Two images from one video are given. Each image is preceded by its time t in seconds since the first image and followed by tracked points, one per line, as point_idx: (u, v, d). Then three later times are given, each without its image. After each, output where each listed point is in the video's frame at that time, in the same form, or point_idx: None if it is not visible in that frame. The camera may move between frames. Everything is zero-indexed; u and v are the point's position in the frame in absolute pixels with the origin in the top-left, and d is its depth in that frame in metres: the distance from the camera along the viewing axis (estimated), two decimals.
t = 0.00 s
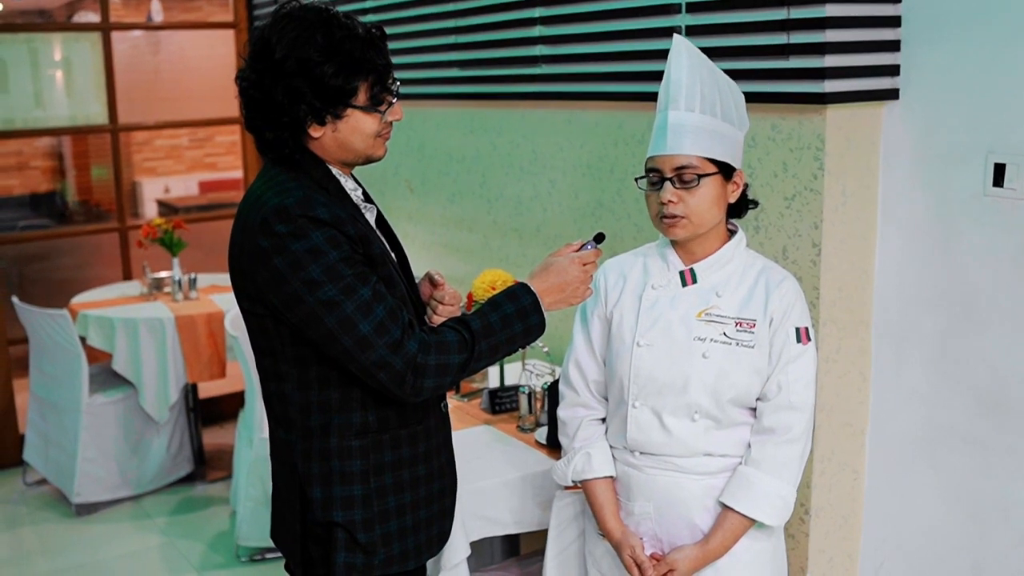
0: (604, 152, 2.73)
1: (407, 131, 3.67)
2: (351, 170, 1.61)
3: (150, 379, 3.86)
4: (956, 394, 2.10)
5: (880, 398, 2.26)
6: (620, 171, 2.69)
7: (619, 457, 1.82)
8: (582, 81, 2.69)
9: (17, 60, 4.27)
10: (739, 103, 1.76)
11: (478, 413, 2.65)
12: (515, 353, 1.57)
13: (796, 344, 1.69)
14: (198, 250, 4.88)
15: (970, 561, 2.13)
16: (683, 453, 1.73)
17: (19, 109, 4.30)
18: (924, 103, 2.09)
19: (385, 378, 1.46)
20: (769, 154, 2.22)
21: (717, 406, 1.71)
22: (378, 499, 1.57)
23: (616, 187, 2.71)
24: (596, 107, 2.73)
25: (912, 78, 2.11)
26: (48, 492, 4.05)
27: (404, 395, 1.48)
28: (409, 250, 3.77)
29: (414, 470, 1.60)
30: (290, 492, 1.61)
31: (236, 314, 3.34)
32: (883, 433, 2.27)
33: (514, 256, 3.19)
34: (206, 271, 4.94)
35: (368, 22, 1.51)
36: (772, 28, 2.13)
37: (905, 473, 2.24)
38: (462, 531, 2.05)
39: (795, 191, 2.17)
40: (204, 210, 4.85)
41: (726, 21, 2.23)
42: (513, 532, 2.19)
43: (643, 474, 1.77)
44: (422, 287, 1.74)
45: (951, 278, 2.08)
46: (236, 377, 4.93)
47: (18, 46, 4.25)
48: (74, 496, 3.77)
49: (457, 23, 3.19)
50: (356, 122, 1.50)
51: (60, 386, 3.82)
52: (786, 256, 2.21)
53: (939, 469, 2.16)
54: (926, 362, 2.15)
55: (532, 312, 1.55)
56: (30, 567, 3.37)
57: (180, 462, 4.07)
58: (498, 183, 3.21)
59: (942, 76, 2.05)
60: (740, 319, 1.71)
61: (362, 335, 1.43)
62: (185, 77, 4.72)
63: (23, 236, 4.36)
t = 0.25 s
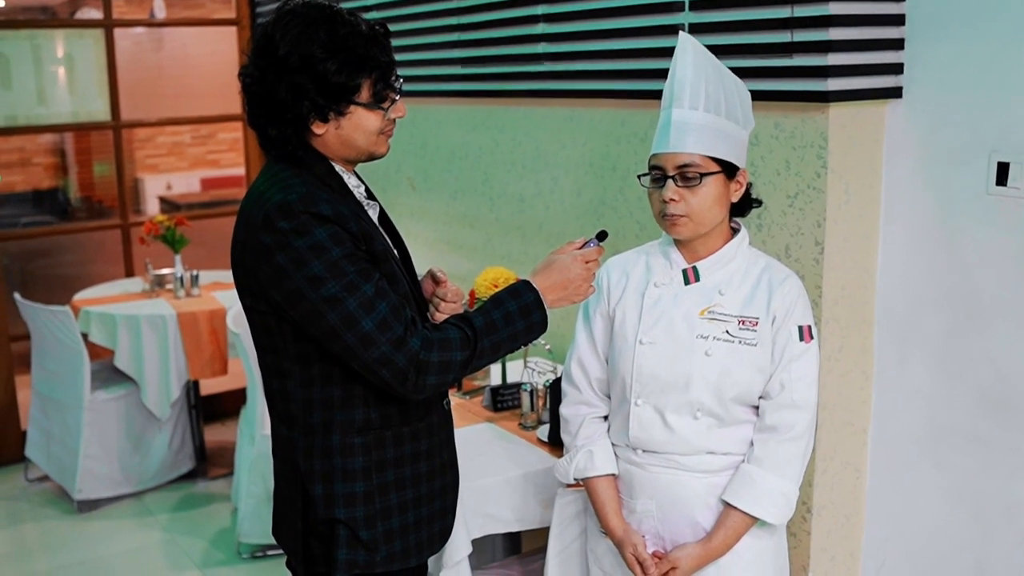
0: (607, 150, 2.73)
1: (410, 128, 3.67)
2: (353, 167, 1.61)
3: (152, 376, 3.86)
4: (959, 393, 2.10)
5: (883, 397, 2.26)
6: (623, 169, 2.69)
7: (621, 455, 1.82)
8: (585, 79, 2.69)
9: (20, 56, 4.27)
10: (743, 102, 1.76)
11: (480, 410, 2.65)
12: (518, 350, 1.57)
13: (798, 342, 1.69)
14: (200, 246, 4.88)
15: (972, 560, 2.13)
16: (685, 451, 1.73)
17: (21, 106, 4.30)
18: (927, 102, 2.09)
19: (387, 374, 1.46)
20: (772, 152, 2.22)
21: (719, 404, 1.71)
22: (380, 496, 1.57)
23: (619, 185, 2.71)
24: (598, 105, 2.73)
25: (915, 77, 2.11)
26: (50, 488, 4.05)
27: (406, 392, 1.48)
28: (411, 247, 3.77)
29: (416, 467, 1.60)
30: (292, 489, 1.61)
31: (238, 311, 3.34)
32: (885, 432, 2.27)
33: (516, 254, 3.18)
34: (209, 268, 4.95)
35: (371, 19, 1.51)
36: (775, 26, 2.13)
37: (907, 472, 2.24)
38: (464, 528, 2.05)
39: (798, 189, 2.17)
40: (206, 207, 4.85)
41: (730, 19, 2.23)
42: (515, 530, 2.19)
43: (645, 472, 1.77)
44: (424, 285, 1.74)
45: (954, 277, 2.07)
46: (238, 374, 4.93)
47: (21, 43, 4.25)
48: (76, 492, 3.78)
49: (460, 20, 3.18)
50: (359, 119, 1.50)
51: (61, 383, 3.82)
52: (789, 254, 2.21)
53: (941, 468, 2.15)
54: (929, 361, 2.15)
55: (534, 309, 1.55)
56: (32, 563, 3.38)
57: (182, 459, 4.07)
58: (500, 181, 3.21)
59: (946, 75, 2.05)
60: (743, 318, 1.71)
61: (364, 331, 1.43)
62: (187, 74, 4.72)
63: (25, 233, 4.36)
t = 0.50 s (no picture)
0: (610, 148, 2.73)
1: (412, 126, 3.67)
2: (356, 164, 1.61)
3: (153, 373, 3.86)
4: (960, 392, 2.10)
5: (884, 396, 2.26)
6: (625, 167, 2.69)
7: (623, 453, 1.82)
8: (588, 77, 2.69)
9: (22, 52, 4.27)
10: (747, 101, 1.76)
11: (482, 408, 2.65)
12: (520, 348, 1.57)
13: (800, 341, 1.69)
14: (202, 243, 4.88)
15: (972, 559, 2.13)
16: (687, 449, 1.73)
17: (23, 102, 4.30)
18: (930, 101, 2.08)
19: (389, 372, 1.46)
20: (775, 151, 2.22)
21: (721, 403, 1.71)
22: (381, 494, 1.57)
23: (621, 183, 2.71)
24: (601, 103, 2.73)
25: (918, 76, 2.11)
26: (51, 484, 4.06)
27: (407, 390, 1.48)
28: (413, 245, 3.77)
29: (418, 465, 1.60)
30: (293, 486, 1.61)
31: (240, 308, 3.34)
32: (886, 431, 2.27)
33: (518, 252, 3.18)
34: (210, 265, 4.95)
35: (375, 16, 1.51)
36: (778, 25, 2.13)
37: (908, 471, 2.24)
38: (465, 526, 2.05)
39: (801, 188, 2.17)
40: (208, 203, 4.85)
41: (733, 17, 2.23)
42: (517, 528, 2.19)
43: (647, 470, 1.77)
44: (426, 282, 1.74)
45: (956, 277, 2.07)
46: (239, 371, 4.93)
47: (23, 39, 4.25)
48: (77, 488, 3.78)
49: (462, 18, 3.18)
50: (362, 117, 1.50)
51: (63, 379, 3.82)
52: (791, 253, 2.21)
53: (942, 467, 2.15)
54: (931, 360, 2.15)
55: (537, 307, 1.55)
56: (33, 558, 3.38)
57: (183, 456, 4.07)
58: (503, 179, 3.21)
59: (949, 74, 2.04)
60: (745, 317, 1.71)
61: (366, 329, 1.43)
62: (190, 71, 4.71)
63: (26, 229, 4.37)
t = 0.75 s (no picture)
0: (612, 147, 2.72)
1: (414, 123, 3.67)
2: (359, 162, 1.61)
3: (154, 369, 3.86)
4: (962, 393, 2.10)
5: (886, 397, 2.26)
6: (627, 166, 2.69)
7: (624, 452, 1.82)
8: (591, 76, 2.69)
9: (24, 48, 4.27)
10: (751, 100, 1.75)
11: (483, 406, 2.64)
12: (521, 347, 1.57)
13: (803, 341, 1.69)
14: (203, 240, 4.88)
15: (973, 560, 2.13)
16: (688, 448, 1.73)
17: (26, 98, 4.30)
18: (934, 101, 2.08)
19: (390, 370, 1.46)
20: (778, 150, 2.22)
21: (723, 402, 1.71)
22: (382, 491, 1.57)
23: (623, 181, 2.71)
24: (604, 101, 2.72)
25: (922, 76, 2.10)
26: (51, 480, 4.06)
27: (409, 388, 1.48)
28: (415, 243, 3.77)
29: (419, 463, 1.60)
30: (294, 484, 1.61)
31: (242, 304, 3.34)
32: (888, 431, 2.27)
33: (520, 250, 3.18)
34: (212, 262, 4.95)
35: (378, 13, 1.51)
36: (782, 24, 2.13)
37: (909, 471, 2.24)
38: (466, 523, 2.05)
39: (803, 187, 2.16)
40: (209, 200, 4.84)
41: (737, 16, 2.22)
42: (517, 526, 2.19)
43: (648, 469, 1.77)
44: (428, 280, 1.74)
45: (959, 277, 2.07)
46: (240, 368, 4.93)
47: (26, 35, 4.25)
48: (78, 484, 3.78)
49: (465, 15, 3.18)
50: (365, 114, 1.49)
51: (64, 375, 3.83)
52: (793, 253, 2.21)
53: (944, 468, 2.15)
54: (933, 361, 2.14)
55: (538, 306, 1.55)
56: (33, 554, 3.38)
57: (183, 452, 4.07)
58: (505, 177, 3.21)
59: (952, 74, 2.04)
60: (747, 316, 1.70)
61: (368, 326, 1.43)
62: (192, 67, 4.71)
63: (28, 225, 4.37)
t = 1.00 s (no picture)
0: (614, 147, 2.72)
1: (416, 121, 3.67)
2: (361, 159, 1.61)
3: (154, 364, 3.86)
4: (962, 396, 2.10)
5: (886, 399, 2.26)
6: (629, 166, 2.69)
7: (623, 451, 1.82)
8: (593, 75, 2.68)
9: (27, 42, 4.26)
10: (754, 101, 1.75)
11: (483, 405, 2.65)
12: (521, 346, 1.57)
13: (804, 343, 1.69)
14: (204, 236, 4.88)
15: (971, 563, 2.13)
16: (688, 449, 1.73)
17: (28, 92, 4.30)
18: (936, 104, 2.08)
19: (391, 368, 1.46)
20: (780, 151, 2.22)
21: (723, 404, 1.71)
22: (382, 489, 1.57)
23: (625, 181, 2.71)
24: (606, 101, 2.72)
25: (924, 79, 2.10)
26: (50, 475, 4.06)
27: (409, 386, 1.48)
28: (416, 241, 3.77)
29: (418, 461, 1.60)
30: (294, 481, 1.61)
31: (242, 301, 3.34)
32: (887, 433, 2.27)
33: (521, 249, 3.18)
34: (212, 258, 4.95)
35: (381, 11, 1.51)
36: (785, 25, 2.13)
37: (908, 474, 2.24)
38: (465, 522, 2.05)
39: (805, 189, 2.16)
40: (210, 196, 4.84)
41: (740, 17, 2.22)
42: (516, 524, 2.19)
43: (648, 469, 1.77)
44: (429, 278, 1.74)
45: (960, 280, 2.07)
46: (239, 364, 4.93)
47: (28, 28, 4.25)
48: (77, 479, 3.78)
49: (468, 14, 3.18)
50: (367, 111, 1.49)
51: (64, 369, 3.83)
52: (794, 254, 2.21)
53: (943, 471, 2.15)
54: (933, 364, 2.14)
55: (539, 306, 1.55)
56: (31, 548, 3.38)
57: (182, 448, 4.07)
58: (506, 175, 3.21)
59: (955, 77, 2.04)
60: (748, 318, 1.71)
61: (369, 325, 1.43)
62: (194, 63, 4.71)
63: (29, 219, 4.36)
